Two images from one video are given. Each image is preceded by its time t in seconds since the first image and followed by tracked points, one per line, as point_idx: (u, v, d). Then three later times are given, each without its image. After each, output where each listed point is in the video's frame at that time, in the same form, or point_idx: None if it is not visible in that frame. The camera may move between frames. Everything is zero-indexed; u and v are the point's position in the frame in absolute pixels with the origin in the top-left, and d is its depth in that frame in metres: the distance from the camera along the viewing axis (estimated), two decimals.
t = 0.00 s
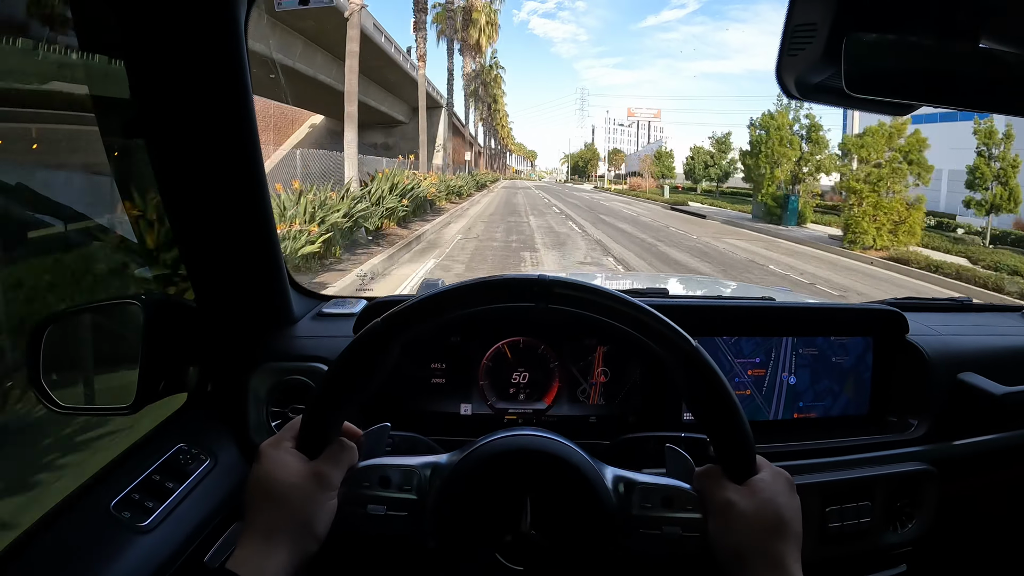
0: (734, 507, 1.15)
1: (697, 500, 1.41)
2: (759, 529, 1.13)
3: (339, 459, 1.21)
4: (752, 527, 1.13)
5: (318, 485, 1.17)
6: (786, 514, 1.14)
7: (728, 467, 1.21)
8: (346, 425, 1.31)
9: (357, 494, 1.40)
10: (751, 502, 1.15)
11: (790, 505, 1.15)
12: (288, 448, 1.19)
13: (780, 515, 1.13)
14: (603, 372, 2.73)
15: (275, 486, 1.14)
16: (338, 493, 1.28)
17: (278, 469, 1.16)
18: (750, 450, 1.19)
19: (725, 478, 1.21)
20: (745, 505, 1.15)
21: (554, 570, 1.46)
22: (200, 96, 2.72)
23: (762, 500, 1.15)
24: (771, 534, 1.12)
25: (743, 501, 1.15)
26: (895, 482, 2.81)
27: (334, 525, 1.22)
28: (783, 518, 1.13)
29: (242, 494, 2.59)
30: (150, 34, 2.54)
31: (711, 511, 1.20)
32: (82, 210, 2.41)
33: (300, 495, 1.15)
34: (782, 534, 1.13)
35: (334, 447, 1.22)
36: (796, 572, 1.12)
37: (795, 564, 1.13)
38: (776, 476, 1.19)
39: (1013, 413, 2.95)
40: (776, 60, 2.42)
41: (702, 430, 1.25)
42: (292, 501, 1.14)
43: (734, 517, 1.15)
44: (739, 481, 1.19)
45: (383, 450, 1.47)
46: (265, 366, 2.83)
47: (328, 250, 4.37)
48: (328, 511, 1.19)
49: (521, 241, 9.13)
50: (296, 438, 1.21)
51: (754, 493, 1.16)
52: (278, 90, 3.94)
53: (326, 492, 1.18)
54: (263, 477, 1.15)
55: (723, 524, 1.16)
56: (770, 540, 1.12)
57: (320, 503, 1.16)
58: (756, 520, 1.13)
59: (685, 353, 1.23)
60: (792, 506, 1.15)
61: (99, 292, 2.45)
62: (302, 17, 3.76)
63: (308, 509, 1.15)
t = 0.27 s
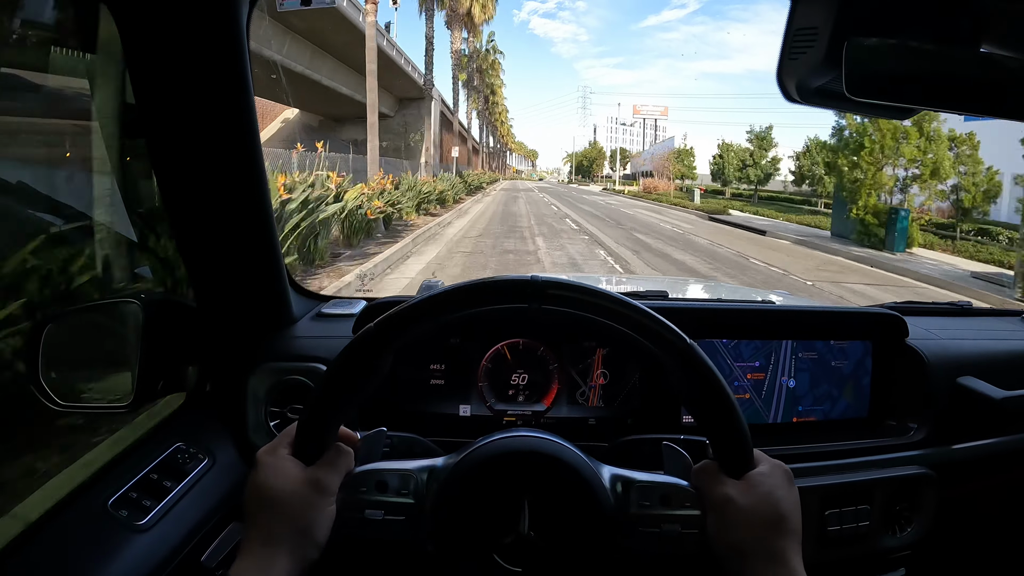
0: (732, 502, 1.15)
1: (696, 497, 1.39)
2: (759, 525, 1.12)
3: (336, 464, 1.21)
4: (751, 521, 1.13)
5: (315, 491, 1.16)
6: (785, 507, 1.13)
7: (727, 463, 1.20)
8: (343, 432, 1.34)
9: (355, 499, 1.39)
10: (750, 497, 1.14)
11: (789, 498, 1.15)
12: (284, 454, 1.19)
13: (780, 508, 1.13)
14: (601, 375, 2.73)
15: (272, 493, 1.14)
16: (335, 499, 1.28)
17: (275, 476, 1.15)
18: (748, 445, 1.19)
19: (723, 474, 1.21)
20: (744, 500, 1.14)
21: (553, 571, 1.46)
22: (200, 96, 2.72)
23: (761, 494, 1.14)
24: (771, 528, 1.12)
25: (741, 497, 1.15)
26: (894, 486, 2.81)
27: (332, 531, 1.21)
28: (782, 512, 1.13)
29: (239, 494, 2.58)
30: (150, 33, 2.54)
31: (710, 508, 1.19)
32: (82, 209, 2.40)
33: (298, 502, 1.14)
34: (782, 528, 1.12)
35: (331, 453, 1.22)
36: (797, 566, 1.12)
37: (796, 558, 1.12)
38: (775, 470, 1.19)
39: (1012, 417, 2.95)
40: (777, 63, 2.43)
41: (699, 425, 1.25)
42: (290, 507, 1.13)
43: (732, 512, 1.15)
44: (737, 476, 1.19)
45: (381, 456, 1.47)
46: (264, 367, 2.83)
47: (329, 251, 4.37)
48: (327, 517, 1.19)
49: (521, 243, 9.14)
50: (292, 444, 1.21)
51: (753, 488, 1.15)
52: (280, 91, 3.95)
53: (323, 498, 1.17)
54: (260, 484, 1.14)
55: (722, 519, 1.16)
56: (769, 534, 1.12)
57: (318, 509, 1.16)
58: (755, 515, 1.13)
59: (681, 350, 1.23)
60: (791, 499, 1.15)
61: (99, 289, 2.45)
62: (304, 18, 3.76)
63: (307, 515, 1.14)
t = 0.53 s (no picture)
0: (732, 506, 1.15)
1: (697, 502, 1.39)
2: (759, 527, 1.12)
3: (336, 480, 1.21)
4: (752, 524, 1.13)
5: (315, 506, 1.16)
6: (786, 509, 1.13)
7: (727, 467, 1.19)
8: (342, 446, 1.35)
9: (356, 514, 1.38)
10: (750, 500, 1.14)
11: (791, 499, 1.15)
12: (285, 469, 1.19)
13: (780, 510, 1.13)
14: (603, 382, 2.73)
15: (273, 509, 1.14)
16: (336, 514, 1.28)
17: (276, 494, 1.15)
18: (748, 449, 1.18)
19: (723, 478, 1.20)
20: (745, 503, 1.14)
21: None
22: (201, 104, 2.72)
23: (761, 497, 1.14)
24: (772, 528, 1.12)
25: (741, 500, 1.15)
26: (896, 494, 2.80)
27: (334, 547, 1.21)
28: (783, 514, 1.13)
29: (241, 502, 2.58)
30: (149, 40, 2.54)
31: (711, 512, 1.19)
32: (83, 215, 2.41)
33: (298, 518, 1.14)
34: (784, 531, 1.12)
35: (331, 468, 1.22)
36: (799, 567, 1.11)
37: (799, 561, 1.12)
38: (776, 472, 1.18)
39: (1015, 425, 2.94)
40: (778, 71, 2.43)
41: (698, 428, 1.24)
42: (291, 524, 1.13)
43: (734, 516, 1.15)
44: (738, 480, 1.18)
45: (381, 471, 1.43)
46: (265, 375, 2.83)
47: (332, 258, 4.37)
48: (328, 533, 1.18)
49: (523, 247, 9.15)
50: (292, 459, 1.21)
51: (753, 492, 1.15)
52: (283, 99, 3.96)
53: (324, 513, 1.17)
54: (261, 501, 1.14)
55: (724, 524, 1.16)
56: (770, 537, 1.12)
57: (319, 524, 1.16)
58: (756, 518, 1.13)
59: (681, 357, 1.22)
60: (792, 500, 1.15)
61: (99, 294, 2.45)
62: (306, 26, 3.77)
63: (308, 532, 1.14)
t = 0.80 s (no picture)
0: (732, 503, 1.15)
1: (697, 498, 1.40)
2: (761, 526, 1.12)
3: (334, 477, 1.21)
4: (753, 521, 1.12)
5: (313, 505, 1.16)
6: (787, 507, 1.13)
7: (726, 463, 1.19)
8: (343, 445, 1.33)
9: (355, 511, 1.37)
10: (751, 497, 1.14)
11: (791, 497, 1.15)
12: (284, 468, 1.19)
13: (781, 509, 1.13)
14: (603, 380, 2.72)
15: (271, 507, 1.13)
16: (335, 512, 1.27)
17: (274, 492, 1.15)
18: (748, 446, 1.18)
19: (723, 475, 1.20)
20: (745, 500, 1.14)
21: None
22: (200, 103, 2.72)
23: (762, 494, 1.14)
24: (773, 529, 1.11)
25: (741, 497, 1.14)
26: (896, 492, 2.80)
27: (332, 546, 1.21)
28: (783, 512, 1.13)
29: (240, 499, 2.58)
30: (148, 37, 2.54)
31: (712, 509, 1.19)
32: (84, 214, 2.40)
33: (296, 516, 1.14)
34: (784, 529, 1.12)
35: (329, 466, 1.22)
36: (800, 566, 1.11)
37: (798, 559, 1.12)
38: (777, 469, 1.18)
39: (1015, 423, 2.94)
40: (778, 68, 2.43)
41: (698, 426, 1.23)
42: (289, 522, 1.13)
43: (734, 514, 1.14)
44: (738, 477, 1.18)
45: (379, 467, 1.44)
46: (265, 372, 2.83)
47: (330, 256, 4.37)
48: (327, 531, 1.18)
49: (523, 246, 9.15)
50: (291, 457, 1.21)
51: (754, 489, 1.14)
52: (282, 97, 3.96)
53: (322, 511, 1.17)
54: (259, 500, 1.14)
55: (723, 521, 1.15)
56: (771, 536, 1.11)
57: (316, 523, 1.15)
58: (758, 516, 1.12)
59: (680, 354, 1.22)
60: (792, 498, 1.15)
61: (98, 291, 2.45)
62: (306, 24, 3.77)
63: (305, 531, 1.14)
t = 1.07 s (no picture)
0: (735, 503, 1.15)
1: (698, 499, 1.46)
2: (764, 527, 1.12)
3: (337, 482, 1.20)
4: (757, 521, 1.12)
5: (316, 509, 1.16)
6: (789, 506, 1.13)
7: (728, 463, 1.19)
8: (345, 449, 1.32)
9: (359, 514, 1.40)
10: (753, 497, 1.14)
11: (794, 496, 1.15)
12: (287, 471, 1.19)
13: (783, 509, 1.13)
14: (605, 381, 2.72)
15: (275, 512, 1.14)
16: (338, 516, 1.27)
17: (277, 496, 1.15)
18: (750, 446, 1.18)
19: (725, 475, 1.20)
20: (748, 501, 1.14)
21: None
22: (200, 106, 2.72)
23: (764, 494, 1.14)
24: (776, 529, 1.11)
25: (744, 497, 1.14)
26: (899, 491, 2.80)
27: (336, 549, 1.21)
28: (786, 512, 1.13)
29: (243, 502, 2.58)
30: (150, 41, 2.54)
31: (714, 509, 1.19)
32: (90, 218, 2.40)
33: (298, 520, 1.14)
34: (787, 529, 1.12)
35: (331, 470, 1.22)
36: (803, 566, 1.11)
37: (801, 559, 1.12)
38: (779, 468, 1.18)
39: (1017, 421, 2.94)
40: (779, 69, 2.43)
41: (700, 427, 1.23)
42: (292, 525, 1.13)
43: (737, 514, 1.14)
44: (739, 476, 1.18)
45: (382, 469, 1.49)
46: (266, 376, 2.83)
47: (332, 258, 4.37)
48: (330, 534, 1.18)
49: (523, 247, 9.15)
50: (293, 461, 1.21)
51: (756, 489, 1.15)
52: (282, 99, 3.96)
53: (325, 515, 1.17)
54: (261, 504, 1.14)
55: (726, 521, 1.15)
56: (775, 535, 1.11)
57: (320, 527, 1.16)
58: (761, 516, 1.12)
59: (682, 355, 1.22)
60: (795, 497, 1.15)
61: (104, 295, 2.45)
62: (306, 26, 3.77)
63: (308, 534, 1.14)
